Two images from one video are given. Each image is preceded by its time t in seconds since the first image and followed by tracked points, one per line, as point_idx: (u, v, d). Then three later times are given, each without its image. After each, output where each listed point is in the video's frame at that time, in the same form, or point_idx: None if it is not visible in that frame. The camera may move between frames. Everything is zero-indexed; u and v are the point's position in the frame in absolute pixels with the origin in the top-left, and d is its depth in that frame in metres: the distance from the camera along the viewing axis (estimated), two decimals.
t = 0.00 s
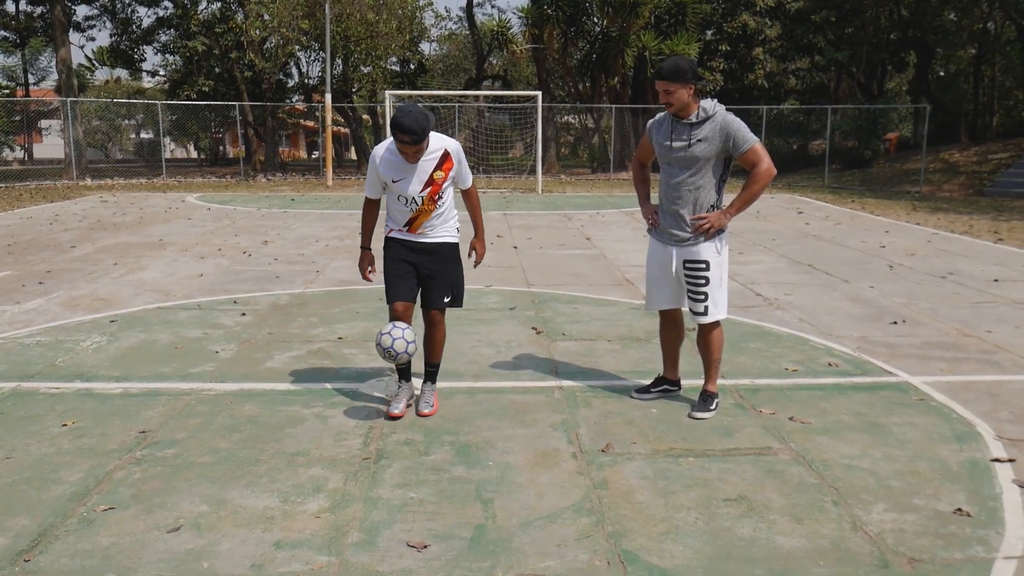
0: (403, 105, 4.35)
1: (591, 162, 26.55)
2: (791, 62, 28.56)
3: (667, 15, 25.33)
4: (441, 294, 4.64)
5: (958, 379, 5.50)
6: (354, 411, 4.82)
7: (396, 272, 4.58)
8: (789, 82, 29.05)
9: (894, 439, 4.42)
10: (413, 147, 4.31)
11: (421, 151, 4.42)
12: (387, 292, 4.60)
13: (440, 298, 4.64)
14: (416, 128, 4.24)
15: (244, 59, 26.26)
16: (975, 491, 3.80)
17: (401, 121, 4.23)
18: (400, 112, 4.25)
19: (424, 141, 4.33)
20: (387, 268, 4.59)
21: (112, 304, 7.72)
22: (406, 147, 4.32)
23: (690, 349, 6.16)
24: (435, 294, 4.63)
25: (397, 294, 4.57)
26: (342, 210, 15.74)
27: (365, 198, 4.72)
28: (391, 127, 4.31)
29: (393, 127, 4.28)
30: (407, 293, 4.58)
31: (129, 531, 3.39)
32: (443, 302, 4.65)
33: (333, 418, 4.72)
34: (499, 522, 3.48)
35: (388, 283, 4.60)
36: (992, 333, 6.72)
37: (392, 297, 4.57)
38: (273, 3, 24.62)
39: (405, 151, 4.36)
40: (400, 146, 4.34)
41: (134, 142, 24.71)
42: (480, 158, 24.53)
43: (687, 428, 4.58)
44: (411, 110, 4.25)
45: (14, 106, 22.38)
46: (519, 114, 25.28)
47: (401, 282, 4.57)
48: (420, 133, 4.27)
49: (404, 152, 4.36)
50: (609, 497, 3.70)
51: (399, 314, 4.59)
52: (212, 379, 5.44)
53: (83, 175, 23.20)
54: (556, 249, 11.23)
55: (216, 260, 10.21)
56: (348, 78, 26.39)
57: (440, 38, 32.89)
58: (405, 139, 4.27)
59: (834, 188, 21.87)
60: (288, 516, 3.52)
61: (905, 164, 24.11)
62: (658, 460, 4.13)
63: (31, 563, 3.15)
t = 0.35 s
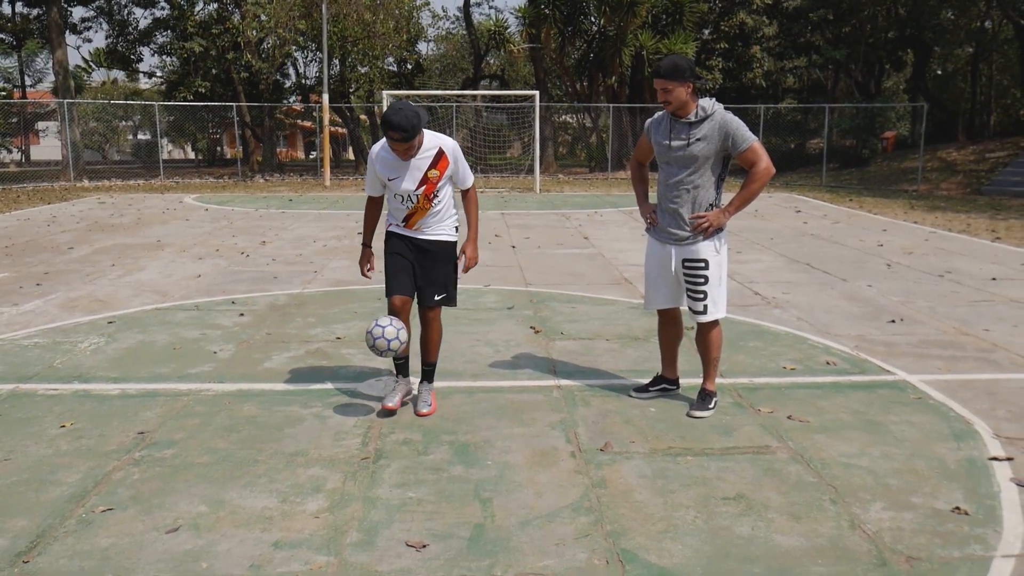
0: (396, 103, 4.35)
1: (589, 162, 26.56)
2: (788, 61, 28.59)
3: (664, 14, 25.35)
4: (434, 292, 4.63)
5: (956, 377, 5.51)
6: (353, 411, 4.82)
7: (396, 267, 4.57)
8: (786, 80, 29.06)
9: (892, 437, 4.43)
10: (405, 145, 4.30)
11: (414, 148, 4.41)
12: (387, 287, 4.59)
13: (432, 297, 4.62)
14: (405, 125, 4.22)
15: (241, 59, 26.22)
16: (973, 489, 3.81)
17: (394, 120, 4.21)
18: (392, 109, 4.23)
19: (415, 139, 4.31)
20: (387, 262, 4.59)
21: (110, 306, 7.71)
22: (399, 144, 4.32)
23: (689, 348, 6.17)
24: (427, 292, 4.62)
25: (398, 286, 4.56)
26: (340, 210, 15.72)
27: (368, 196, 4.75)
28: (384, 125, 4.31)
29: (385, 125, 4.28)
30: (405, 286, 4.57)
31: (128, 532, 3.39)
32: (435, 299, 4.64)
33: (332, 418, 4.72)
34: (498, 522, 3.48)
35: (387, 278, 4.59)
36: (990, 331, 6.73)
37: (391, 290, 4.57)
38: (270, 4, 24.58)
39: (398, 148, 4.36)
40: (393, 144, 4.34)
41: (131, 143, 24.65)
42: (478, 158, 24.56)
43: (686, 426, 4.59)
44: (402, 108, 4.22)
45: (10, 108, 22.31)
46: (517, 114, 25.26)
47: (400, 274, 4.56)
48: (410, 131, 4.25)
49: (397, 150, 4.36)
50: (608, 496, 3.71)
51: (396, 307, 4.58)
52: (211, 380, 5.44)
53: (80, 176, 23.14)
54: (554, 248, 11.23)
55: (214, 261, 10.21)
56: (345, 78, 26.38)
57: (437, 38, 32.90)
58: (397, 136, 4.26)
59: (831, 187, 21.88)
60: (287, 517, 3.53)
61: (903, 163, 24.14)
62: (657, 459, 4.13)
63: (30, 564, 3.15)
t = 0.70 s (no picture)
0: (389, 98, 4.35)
1: (594, 159, 26.51)
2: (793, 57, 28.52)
3: (669, 11, 25.34)
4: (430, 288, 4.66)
5: (963, 375, 5.49)
6: (357, 409, 4.83)
7: (392, 265, 4.61)
8: (791, 77, 28.99)
9: (897, 435, 4.42)
10: (394, 140, 4.30)
11: (406, 144, 4.40)
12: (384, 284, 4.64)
13: (429, 292, 4.66)
14: (395, 121, 4.24)
15: (246, 57, 26.26)
16: (979, 486, 3.80)
17: (381, 116, 4.23)
18: (380, 107, 4.25)
19: (405, 134, 4.31)
20: (382, 259, 4.62)
21: (115, 304, 7.73)
22: (389, 141, 4.33)
23: (694, 346, 6.16)
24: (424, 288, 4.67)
25: (392, 284, 4.61)
26: (345, 208, 15.73)
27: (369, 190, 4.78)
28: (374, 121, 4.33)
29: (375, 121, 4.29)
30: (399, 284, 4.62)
31: (134, 529, 3.40)
32: (431, 296, 4.66)
33: (337, 415, 4.72)
34: (503, 519, 3.48)
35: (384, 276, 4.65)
36: (996, 328, 6.71)
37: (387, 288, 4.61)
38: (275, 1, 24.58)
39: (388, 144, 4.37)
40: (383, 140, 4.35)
41: (137, 141, 24.69)
42: (481, 156, 24.48)
43: (690, 424, 4.58)
44: (390, 105, 4.23)
45: (16, 107, 22.36)
46: (521, 111, 25.22)
47: (396, 274, 4.61)
48: (400, 127, 4.26)
49: (387, 145, 4.37)
50: (612, 494, 3.71)
51: (391, 302, 4.65)
52: (216, 378, 5.45)
53: (86, 174, 23.14)
54: (559, 246, 11.22)
55: (219, 259, 10.22)
56: (350, 76, 26.39)
57: (441, 35, 32.93)
58: (386, 132, 4.27)
59: (837, 184, 21.83)
60: (293, 514, 3.53)
61: (909, 160, 24.07)
62: (662, 456, 4.13)
63: (37, 561, 3.16)
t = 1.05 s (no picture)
0: (389, 104, 4.35)
1: (596, 157, 26.45)
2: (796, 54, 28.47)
3: (671, 8, 25.29)
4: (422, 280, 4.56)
5: (965, 372, 5.48)
6: (360, 406, 4.83)
7: (389, 272, 4.62)
8: (793, 74, 28.94)
9: (900, 432, 4.41)
10: (399, 146, 4.31)
11: (408, 150, 4.43)
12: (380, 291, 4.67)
13: (421, 283, 4.55)
14: (402, 126, 4.24)
15: (247, 56, 26.26)
16: (981, 483, 3.80)
17: (388, 123, 4.23)
18: (386, 114, 4.25)
19: (410, 139, 4.33)
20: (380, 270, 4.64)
21: (118, 302, 7.74)
22: (393, 147, 4.32)
23: (696, 343, 6.16)
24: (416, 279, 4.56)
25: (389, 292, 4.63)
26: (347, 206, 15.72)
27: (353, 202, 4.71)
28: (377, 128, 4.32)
29: (379, 129, 4.29)
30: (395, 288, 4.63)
31: (137, 527, 3.41)
32: (422, 286, 4.56)
33: (339, 413, 4.72)
34: (506, 517, 3.48)
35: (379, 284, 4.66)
36: (999, 326, 6.70)
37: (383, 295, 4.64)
38: None
39: (391, 149, 4.37)
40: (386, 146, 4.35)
41: (139, 140, 24.73)
42: (483, 154, 24.39)
43: (692, 422, 4.58)
44: (397, 110, 4.25)
45: (19, 105, 22.41)
46: (523, 109, 25.20)
47: (390, 281, 4.62)
48: (406, 132, 4.27)
49: (391, 151, 4.37)
50: (615, 492, 3.71)
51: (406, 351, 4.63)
52: (218, 376, 5.46)
53: (88, 173, 23.16)
54: (561, 244, 11.22)
55: (221, 257, 10.23)
56: (351, 74, 26.38)
57: (443, 33, 32.90)
58: (392, 138, 4.27)
59: (839, 181, 21.80)
60: (295, 511, 3.54)
61: (911, 157, 24.03)
62: (664, 454, 4.13)
63: (40, 559, 3.17)
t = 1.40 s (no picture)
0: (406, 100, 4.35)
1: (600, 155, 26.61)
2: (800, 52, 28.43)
3: (675, 7, 25.27)
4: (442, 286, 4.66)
5: (970, 370, 5.48)
6: (365, 406, 4.85)
7: (400, 266, 4.63)
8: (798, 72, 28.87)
9: (905, 430, 4.41)
10: (413, 141, 4.30)
11: (423, 147, 4.42)
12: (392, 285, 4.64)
13: (441, 289, 4.65)
14: (419, 121, 4.23)
15: (251, 55, 26.30)
16: (987, 482, 3.79)
17: (403, 117, 4.22)
18: (400, 109, 4.23)
19: (426, 135, 4.33)
20: (390, 262, 4.64)
21: (123, 302, 7.76)
22: (407, 141, 4.31)
23: (700, 342, 6.16)
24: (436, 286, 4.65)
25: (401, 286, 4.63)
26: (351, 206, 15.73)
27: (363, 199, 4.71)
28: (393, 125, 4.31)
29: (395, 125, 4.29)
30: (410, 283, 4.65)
31: (143, 526, 3.42)
32: (443, 292, 4.66)
33: (343, 413, 4.73)
34: (510, 516, 3.49)
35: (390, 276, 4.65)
36: (1003, 324, 6.68)
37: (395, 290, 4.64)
38: None
39: (405, 145, 4.36)
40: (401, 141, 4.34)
41: (144, 140, 24.79)
42: (487, 153, 24.38)
43: (696, 421, 4.58)
44: (415, 104, 4.24)
45: (24, 106, 22.48)
46: (527, 109, 25.21)
47: (403, 275, 4.64)
48: (423, 126, 4.27)
49: (407, 147, 4.35)
50: (619, 490, 3.71)
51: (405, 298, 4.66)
52: (223, 375, 5.47)
53: (93, 174, 23.23)
54: (565, 243, 11.22)
55: (226, 257, 10.25)
56: (356, 74, 26.44)
57: (448, 33, 32.93)
58: (408, 132, 4.26)
59: (844, 180, 21.79)
60: (300, 511, 3.54)
61: (916, 156, 24.02)
62: (669, 453, 4.13)
63: (46, 558, 3.18)
